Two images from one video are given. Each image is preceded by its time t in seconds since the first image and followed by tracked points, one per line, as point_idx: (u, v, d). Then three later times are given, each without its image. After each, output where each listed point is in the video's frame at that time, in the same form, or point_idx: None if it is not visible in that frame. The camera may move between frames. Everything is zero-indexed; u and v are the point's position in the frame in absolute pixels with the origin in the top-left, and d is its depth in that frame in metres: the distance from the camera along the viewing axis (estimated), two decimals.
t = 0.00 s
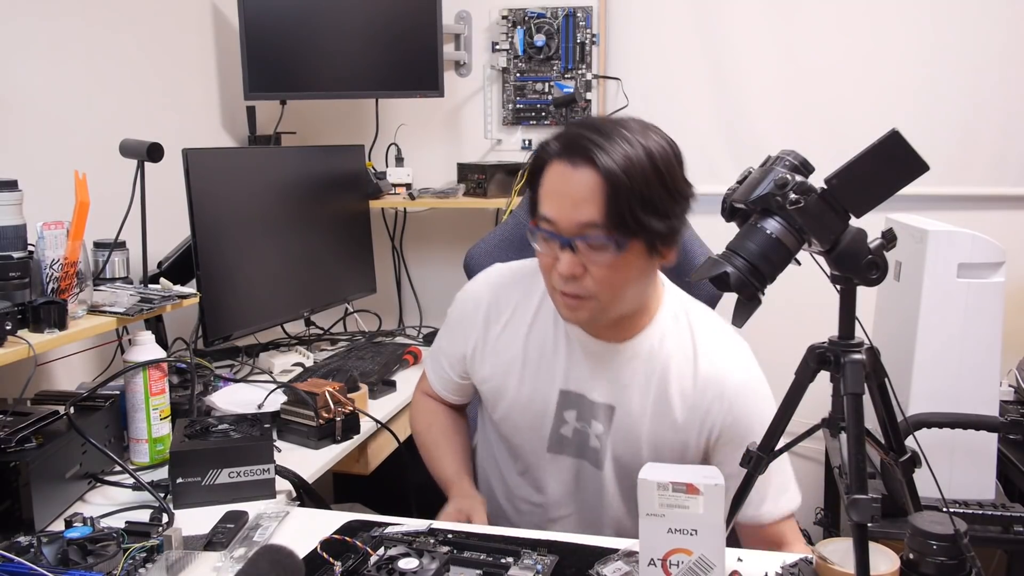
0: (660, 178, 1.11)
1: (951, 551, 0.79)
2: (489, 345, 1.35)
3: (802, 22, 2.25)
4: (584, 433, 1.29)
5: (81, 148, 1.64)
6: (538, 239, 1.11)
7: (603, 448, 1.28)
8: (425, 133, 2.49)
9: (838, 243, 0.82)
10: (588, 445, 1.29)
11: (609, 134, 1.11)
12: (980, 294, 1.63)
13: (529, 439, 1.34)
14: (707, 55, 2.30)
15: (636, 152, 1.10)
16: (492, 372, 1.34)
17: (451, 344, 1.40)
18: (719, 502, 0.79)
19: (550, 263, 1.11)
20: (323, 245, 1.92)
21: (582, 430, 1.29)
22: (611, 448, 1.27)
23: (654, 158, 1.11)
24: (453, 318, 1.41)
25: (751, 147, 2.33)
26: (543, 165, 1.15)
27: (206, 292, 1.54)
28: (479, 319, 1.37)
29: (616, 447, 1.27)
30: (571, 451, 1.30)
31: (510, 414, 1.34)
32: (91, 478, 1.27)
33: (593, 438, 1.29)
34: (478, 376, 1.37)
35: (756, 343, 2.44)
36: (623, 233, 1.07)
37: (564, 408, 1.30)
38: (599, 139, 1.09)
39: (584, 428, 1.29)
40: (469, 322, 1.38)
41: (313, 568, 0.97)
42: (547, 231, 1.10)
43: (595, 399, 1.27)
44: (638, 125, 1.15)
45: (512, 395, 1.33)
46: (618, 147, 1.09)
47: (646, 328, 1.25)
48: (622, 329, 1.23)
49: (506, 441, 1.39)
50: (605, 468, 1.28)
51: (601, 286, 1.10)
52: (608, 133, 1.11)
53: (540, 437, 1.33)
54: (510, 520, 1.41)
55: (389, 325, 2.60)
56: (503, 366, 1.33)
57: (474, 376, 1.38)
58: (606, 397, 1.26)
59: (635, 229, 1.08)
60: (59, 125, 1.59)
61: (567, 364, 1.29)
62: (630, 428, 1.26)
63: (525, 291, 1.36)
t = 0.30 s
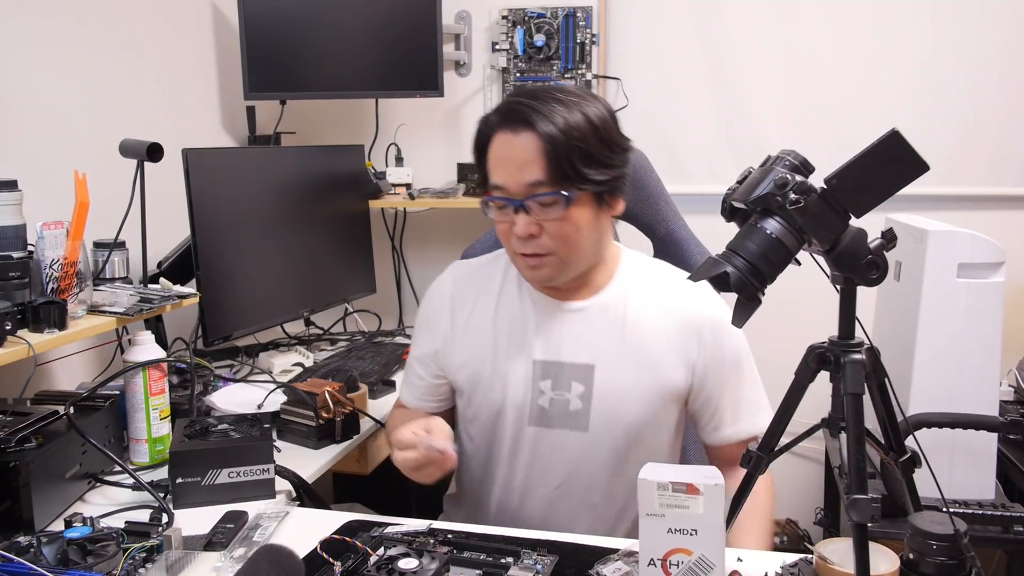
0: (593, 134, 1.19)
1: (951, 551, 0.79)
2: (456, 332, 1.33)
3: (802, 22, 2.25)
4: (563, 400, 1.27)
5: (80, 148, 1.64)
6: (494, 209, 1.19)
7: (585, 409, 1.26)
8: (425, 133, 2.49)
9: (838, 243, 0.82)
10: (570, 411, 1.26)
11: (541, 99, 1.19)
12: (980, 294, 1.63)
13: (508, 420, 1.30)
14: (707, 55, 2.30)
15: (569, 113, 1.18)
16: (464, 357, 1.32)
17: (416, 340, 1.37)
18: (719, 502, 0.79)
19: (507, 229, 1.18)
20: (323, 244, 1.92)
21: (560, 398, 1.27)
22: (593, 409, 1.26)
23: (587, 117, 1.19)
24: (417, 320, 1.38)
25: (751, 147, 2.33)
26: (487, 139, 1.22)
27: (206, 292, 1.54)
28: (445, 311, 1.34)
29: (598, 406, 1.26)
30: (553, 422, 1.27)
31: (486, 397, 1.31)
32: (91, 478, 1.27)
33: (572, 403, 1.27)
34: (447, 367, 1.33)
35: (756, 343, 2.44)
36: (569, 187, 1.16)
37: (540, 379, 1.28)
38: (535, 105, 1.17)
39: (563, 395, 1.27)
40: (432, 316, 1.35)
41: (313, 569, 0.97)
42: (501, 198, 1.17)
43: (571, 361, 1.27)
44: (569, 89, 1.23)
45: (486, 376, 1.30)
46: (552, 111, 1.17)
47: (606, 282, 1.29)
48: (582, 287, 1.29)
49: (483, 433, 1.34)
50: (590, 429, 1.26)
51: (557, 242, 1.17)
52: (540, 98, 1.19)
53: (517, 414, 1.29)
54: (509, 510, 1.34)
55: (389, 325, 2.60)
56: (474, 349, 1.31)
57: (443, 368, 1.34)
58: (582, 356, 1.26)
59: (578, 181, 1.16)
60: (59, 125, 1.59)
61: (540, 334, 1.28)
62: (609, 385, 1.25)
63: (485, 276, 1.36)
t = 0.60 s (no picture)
0: (562, 124, 1.21)
1: (952, 551, 0.79)
2: (435, 328, 1.33)
3: (802, 22, 2.25)
4: (545, 381, 1.29)
5: (80, 148, 1.64)
6: (466, 199, 1.20)
7: (566, 386, 1.29)
8: (425, 133, 2.49)
9: (838, 243, 0.83)
10: (553, 390, 1.29)
11: (511, 90, 1.20)
12: (980, 294, 1.63)
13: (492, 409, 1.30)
14: (708, 55, 2.30)
15: (538, 103, 1.19)
16: (444, 351, 1.31)
17: (393, 341, 1.35)
18: (719, 502, 0.79)
19: (481, 218, 1.20)
20: (323, 244, 1.92)
21: (542, 379, 1.29)
22: (574, 386, 1.29)
23: (555, 107, 1.20)
24: (391, 321, 1.36)
25: (751, 147, 2.33)
26: (457, 131, 1.23)
27: (206, 292, 1.55)
28: (421, 310, 1.34)
29: (580, 382, 1.29)
30: (537, 404, 1.29)
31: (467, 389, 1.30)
32: (91, 478, 1.27)
33: (553, 382, 1.29)
34: (429, 363, 1.32)
35: (756, 343, 2.44)
36: (542, 175, 1.18)
37: (521, 363, 1.29)
38: (504, 96, 1.18)
39: (544, 376, 1.29)
40: (408, 315, 1.34)
41: (313, 569, 0.97)
42: (475, 188, 1.19)
43: (550, 342, 1.29)
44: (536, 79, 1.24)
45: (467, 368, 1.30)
46: (521, 101, 1.18)
47: (573, 266, 1.32)
48: (551, 270, 1.31)
49: (466, 426, 1.34)
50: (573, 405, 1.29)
51: (531, 230, 1.19)
52: (510, 89, 1.19)
53: (501, 400, 1.30)
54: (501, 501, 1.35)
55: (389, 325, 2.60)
56: (454, 342, 1.31)
57: (424, 366, 1.33)
58: (560, 336, 1.29)
59: (549, 170, 1.18)
60: (60, 125, 1.59)
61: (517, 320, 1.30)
62: (587, 362, 1.29)
63: (457, 273, 1.36)
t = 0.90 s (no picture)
0: (542, 121, 1.20)
1: (952, 551, 0.79)
2: (413, 323, 1.33)
3: (802, 22, 2.25)
4: (518, 372, 1.30)
5: (80, 149, 1.65)
6: (445, 197, 1.20)
7: (538, 377, 1.29)
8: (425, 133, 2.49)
9: (838, 243, 0.83)
10: (526, 382, 1.30)
11: (491, 88, 1.18)
12: (980, 294, 1.63)
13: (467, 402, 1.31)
14: (707, 55, 2.30)
15: (518, 101, 1.18)
16: (422, 346, 1.32)
17: (374, 336, 1.35)
18: (719, 502, 0.79)
19: (460, 216, 1.19)
20: (323, 244, 1.92)
21: (516, 370, 1.30)
22: (545, 377, 1.30)
23: (535, 105, 1.19)
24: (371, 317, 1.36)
25: (751, 147, 2.33)
26: (435, 129, 1.22)
27: (206, 292, 1.54)
28: (398, 305, 1.34)
29: (552, 373, 1.29)
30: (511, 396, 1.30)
31: (444, 382, 1.31)
32: (91, 478, 1.27)
33: (527, 373, 1.30)
34: (408, 357, 1.33)
35: (756, 343, 2.44)
36: (523, 173, 1.17)
37: (496, 355, 1.30)
38: (484, 95, 1.17)
39: (518, 367, 1.30)
40: (386, 310, 1.34)
41: (313, 569, 0.97)
42: (455, 186, 1.18)
43: (523, 333, 1.30)
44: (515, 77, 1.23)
45: (443, 362, 1.31)
46: (502, 99, 1.17)
47: (548, 259, 1.32)
48: (527, 265, 1.31)
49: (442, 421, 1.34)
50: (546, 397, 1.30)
51: (511, 227, 1.19)
52: (490, 87, 1.18)
53: (477, 393, 1.31)
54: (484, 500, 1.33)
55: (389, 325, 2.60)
56: (431, 336, 1.32)
57: (404, 360, 1.33)
58: (532, 328, 1.30)
59: (531, 168, 1.18)
60: (60, 125, 1.59)
61: (491, 313, 1.30)
62: (558, 353, 1.29)
63: (434, 268, 1.37)
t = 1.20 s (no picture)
0: (526, 121, 1.20)
1: (952, 551, 0.79)
2: (402, 326, 1.33)
3: (802, 22, 2.25)
4: (508, 373, 1.30)
5: (80, 149, 1.65)
6: (430, 200, 1.18)
7: (528, 378, 1.29)
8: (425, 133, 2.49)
9: (838, 243, 0.83)
10: (515, 382, 1.29)
11: (473, 89, 1.18)
12: (980, 294, 1.63)
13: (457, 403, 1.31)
14: (706, 56, 2.30)
15: (501, 101, 1.18)
16: (411, 349, 1.32)
17: (364, 339, 1.35)
18: (719, 502, 0.79)
19: (448, 218, 1.18)
20: (323, 244, 1.91)
21: (505, 371, 1.30)
22: (535, 377, 1.29)
23: (518, 105, 1.19)
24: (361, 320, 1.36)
25: (751, 147, 2.33)
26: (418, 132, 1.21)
27: (206, 292, 1.54)
28: (387, 308, 1.34)
29: (542, 373, 1.29)
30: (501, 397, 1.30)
31: (433, 385, 1.31)
32: (91, 478, 1.27)
33: (515, 374, 1.30)
34: (398, 360, 1.33)
35: (756, 343, 2.44)
36: (510, 174, 1.17)
37: (485, 357, 1.30)
38: (467, 96, 1.17)
39: (507, 368, 1.30)
40: (375, 314, 1.34)
41: (313, 569, 0.97)
42: (441, 188, 1.17)
43: (511, 334, 1.30)
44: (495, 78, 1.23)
45: (432, 364, 1.31)
46: (485, 100, 1.17)
47: (535, 258, 1.33)
48: (514, 264, 1.31)
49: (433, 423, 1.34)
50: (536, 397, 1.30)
51: (499, 228, 1.18)
52: (473, 88, 1.18)
53: (468, 394, 1.30)
54: (483, 500, 1.33)
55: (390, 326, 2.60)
56: (420, 339, 1.32)
57: (395, 362, 1.33)
58: (520, 328, 1.30)
59: (517, 168, 1.18)
60: (60, 125, 1.59)
61: (480, 314, 1.30)
62: (547, 352, 1.29)
63: (422, 271, 1.37)
